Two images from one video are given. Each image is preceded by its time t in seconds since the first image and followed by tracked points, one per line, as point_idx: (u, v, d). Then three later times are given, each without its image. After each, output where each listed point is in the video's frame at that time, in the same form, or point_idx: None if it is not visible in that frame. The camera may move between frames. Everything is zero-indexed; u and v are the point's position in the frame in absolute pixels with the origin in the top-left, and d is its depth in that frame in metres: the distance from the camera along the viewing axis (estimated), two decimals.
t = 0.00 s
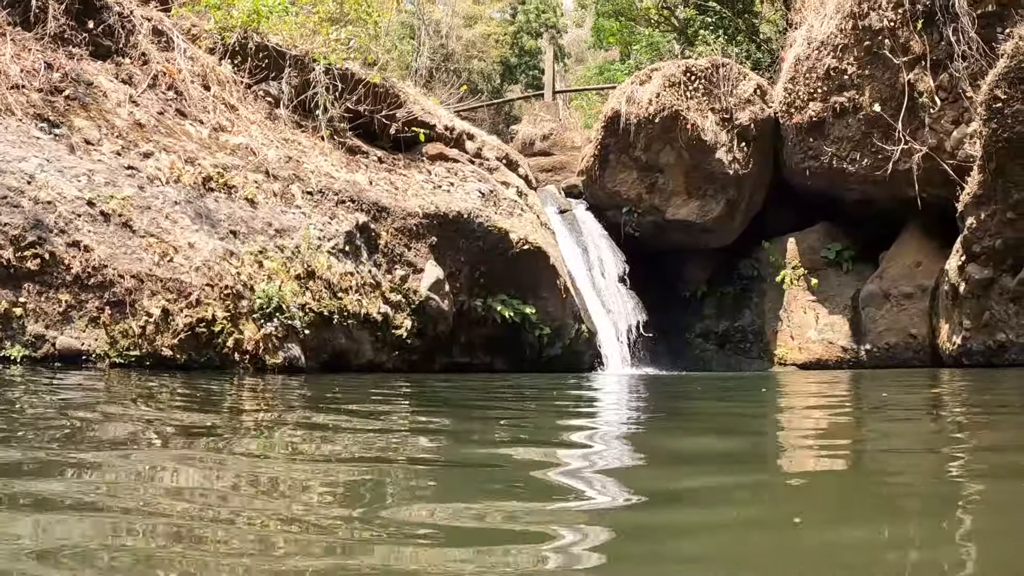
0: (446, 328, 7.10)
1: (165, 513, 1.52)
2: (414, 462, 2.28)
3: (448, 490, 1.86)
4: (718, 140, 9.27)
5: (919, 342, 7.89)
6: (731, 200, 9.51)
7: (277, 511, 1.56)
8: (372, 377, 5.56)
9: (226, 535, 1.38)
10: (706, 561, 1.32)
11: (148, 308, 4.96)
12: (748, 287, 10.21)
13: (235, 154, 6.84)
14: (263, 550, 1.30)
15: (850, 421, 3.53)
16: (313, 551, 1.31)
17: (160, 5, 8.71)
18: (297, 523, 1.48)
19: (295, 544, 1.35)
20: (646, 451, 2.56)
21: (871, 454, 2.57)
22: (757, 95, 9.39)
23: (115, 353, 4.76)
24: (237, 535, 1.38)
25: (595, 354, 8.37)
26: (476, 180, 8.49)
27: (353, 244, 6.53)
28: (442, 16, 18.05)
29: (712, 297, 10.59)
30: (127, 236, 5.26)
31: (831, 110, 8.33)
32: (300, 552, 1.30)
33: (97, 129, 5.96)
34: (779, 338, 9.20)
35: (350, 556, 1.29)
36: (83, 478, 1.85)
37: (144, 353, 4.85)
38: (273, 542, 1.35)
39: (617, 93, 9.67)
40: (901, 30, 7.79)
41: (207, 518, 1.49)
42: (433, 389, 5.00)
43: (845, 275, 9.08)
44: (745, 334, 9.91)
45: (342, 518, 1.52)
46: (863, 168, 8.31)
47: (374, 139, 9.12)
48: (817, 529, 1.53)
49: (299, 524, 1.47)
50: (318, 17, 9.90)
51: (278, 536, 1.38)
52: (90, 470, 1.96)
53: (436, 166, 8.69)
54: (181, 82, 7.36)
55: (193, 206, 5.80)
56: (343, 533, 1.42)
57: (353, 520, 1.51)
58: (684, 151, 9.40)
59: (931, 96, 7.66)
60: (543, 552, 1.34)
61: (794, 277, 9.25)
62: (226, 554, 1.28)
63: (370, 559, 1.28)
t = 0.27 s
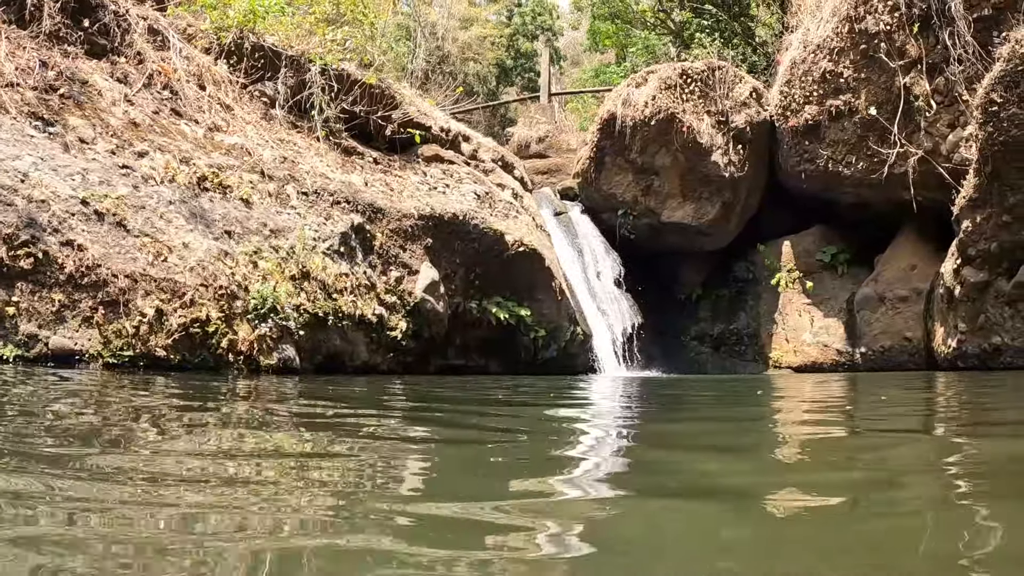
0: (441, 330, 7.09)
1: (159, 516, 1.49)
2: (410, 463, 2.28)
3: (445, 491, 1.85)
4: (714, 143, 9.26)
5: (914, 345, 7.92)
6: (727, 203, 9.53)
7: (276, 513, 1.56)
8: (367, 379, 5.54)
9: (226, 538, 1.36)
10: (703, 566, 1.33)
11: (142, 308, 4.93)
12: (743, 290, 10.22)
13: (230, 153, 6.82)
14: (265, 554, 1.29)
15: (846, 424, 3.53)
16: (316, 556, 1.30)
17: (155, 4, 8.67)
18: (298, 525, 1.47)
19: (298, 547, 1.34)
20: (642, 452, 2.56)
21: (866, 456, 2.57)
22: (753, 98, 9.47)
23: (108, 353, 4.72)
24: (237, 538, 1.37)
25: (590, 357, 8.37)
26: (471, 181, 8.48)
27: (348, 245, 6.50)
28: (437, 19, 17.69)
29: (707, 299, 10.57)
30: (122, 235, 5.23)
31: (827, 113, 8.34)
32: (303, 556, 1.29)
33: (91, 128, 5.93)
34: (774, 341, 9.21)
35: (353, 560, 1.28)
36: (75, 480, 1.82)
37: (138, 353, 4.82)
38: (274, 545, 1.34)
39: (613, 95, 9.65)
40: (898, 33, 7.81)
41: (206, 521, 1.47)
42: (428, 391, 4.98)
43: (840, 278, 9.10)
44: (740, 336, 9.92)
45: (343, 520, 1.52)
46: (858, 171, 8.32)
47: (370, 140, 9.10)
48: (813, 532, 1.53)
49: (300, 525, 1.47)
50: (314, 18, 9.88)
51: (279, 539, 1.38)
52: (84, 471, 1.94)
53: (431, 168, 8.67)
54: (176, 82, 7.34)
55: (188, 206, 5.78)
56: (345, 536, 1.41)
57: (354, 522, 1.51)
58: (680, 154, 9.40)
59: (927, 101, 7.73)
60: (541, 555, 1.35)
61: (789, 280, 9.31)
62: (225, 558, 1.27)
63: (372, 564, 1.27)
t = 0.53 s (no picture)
0: (436, 331, 7.06)
1: (147, 527, 1.46)
2: (404, 466, 2.26)
3: (438, 493, 1.84)
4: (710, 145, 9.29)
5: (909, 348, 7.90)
6: (723, 205, 9.52)
7: (267, 520, 1.54)
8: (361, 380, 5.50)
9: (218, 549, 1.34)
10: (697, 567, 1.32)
11: (134, 308, 4.88)
12: (739, 292, 10.22)
13: (225, 153, 6.78)
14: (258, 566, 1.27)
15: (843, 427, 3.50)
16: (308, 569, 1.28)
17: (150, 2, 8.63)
18: (290, 534, 1.45)
19: (293, 558, 1.32)
20: (636, 454, 2.55)
21: (863, 459, 2.55)
22: (749, 100, 9.46)
23: (99, 353, 4.69)
24: (228, 550, 1.35)
25: (585, 359, 8.34)
26: (467, 182, 8.46)
27: (343, 245, 6.47)
28: (435, 20, 17.90)
29: (702, 302, 10.60)
30: (114, 234, 5.17)
31: (823, 116, 8.35)
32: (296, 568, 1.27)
33: (84, 126, 5.88)
34: (770, 343, 9.21)
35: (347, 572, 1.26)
36: (60, 487, 1.77)
37: (129, 353, 4.78)
38: (266, 557, 1.32)
39: (609, 97, 9.64)
40: (894, 36, 7.78)
41: (198, 531, 1.45)
42: (421, 392, 4.95)
43: (836, 280, 9.10)
44: (735, 339, 9.91)
45: (336, 528, 1.51)
46: (854, 174, 8.32)
47: (365, 140, 9.07)
48: (808, 533, 1.53)
49: (292, 534, 1.45)
50: (310, 17, 9.85)
51: (271, 550, 1.36)
52: (69, 475, 1.90)
53: (427, 168, 8.64)
54: (171, 80, 7.30)
55: (181, 205, 5.74)
56: (339, 546, 1.40)
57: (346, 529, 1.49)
58: (676, 156, 9.39)
59: (923, 104, 7.70)
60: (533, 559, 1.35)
61: (785, 282, 9.33)
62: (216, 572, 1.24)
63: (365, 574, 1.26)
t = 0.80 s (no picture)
0: (431, 332, 7.03)
1: (138, 527, 1.43)
2: (400, 466, 2.24)
3: (435, 493, 1.85)
4: (707, 147, 9.29)
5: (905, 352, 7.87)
6: (720, 208, 9.52)
7: (264, 520, 1.52)
8: (356, 381, 5.47)
9: (218, 550, 1.32)
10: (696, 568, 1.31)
11: (127, 307, 4.84)
12: (736, 294, 10.22)
13: (220, 152, 6.74)
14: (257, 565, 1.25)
15: (840, 430, 3.49)
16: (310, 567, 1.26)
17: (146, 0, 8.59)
18: (290, 533, 1.44)
19: (293, 557, 1.30)
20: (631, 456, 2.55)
21: (860, 462, 2.53)
22: (746, 103, 9.46)
23: (92, 352, 4.64)
24: (225, 549, 1.33)
25: (581, 361, 8.32)
26: (463, 183, 8.43)
27: (338, 245, 6.44)
28: (432, 20, 17.90)
29: (698, 304, 10.61)
30: (108, 232, 5.14)
31: (820, 119, 8.39)
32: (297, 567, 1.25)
33: (79, 124, 5.84)
34: (766, 346, 9.21)
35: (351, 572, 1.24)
36: (48, 487, 1.74)
37: (122, 353, 4.73)
38: (263, 556, 1.30)
39: (607, 98, 9.63)
40: (892, 39, 7.77)
41: (193, 532, 1.42)
42: (416, 393, 4.92)
43: (832, 283, 9.10)
44: (731, 341, 9.90)
45: (335, 527, 1.49)
46: (851, 176, 8.33)
47: (362, 140, 9.05)
48: (806, 534, 1.52)
49: (289, 533, 1.44)
50: (308, 16, 9.81)
51: (267, 549, 1.34)
52: (57, 476, 1.86)
53: (423, 169, 8.62)
54: (167, 79, 7.27)
55: (176, 204, 5.71)
56: (342, 545, 1.38)
57: (347, 528, 1.49)
58: (673, 158, 9.35)
59: (920, 106, 7.66)
60: (532, 558, 1.34)
61: (781, 285, 9.34)
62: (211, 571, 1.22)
63: (366, 573, 1.24)
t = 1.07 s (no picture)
0: (427, 333, 7.01)
1: (131, 529, 1.41)
2: (395, 467, 2.23)
3: (430, 493, 1.84)
4: (705, 149, 9.26)
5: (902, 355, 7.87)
6: (717, 209, 9.52)
7: (261, 521, 1.50)
8: (351, 382, 5.45)
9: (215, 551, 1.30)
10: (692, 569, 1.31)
11: (121, 307, 4.81)
12: (733, 296, 10.22)
13: (216, 150, 6.71)
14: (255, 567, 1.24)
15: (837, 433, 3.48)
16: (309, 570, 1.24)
17: None
18: (289, 534, 1.43)
19: (293, 559, 1.29)
20: (627, 457, 2.54)
21: (857, 465, 2.52)
22: (744, 105, 9.44)
23: (85, 352, 4.59)
24: (222, 550, 1.31)
25: (577, 362, 8.30)
26: (460, 184, 8.41)
27: (334, 245, 6.42)
28: (430, 20, 17.84)
29: (695, 306, 10.61)
30: (102, 231, 5.11)
31: (819, 121, 8.39)
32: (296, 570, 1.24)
33: (74, 122, 5.80)
34: (763, 348, 9.20)
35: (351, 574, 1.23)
36: (38, 489, 1.71)
37: (116, 353, 4.69)
38: (263, 558, 1.28)
39: (603, 100, 9.59)
40: (891, 42, 7.74)
41: (188, 532, 1.40)
42: (412, 395, 4.91)
43: (829, 286, 9.09)
44: (728, 343, 9.90)
45: (334, 527, 1.48)
46: (849, 179, 8.34)
47: (358, 139, 9.03)
48: (802, 536, 1.52)
49: (289, 534, 1.43)
50: (305, 15, 9.78)
51: (265, 551, 1.32)
52: (48, 477, 1.83)
53: (420, 169, 8.59)
54: (163, 77, 7.23)
55: (171, 203, 5.68)
56: (341, 546, 1.37)
57: (345, 529, 1.48)
58: (671, 159, 9.33)
59: (918, 110, 7.62)
60: (527, 558, 1.34)
61: (778, 287, 9.33)
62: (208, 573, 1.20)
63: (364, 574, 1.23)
